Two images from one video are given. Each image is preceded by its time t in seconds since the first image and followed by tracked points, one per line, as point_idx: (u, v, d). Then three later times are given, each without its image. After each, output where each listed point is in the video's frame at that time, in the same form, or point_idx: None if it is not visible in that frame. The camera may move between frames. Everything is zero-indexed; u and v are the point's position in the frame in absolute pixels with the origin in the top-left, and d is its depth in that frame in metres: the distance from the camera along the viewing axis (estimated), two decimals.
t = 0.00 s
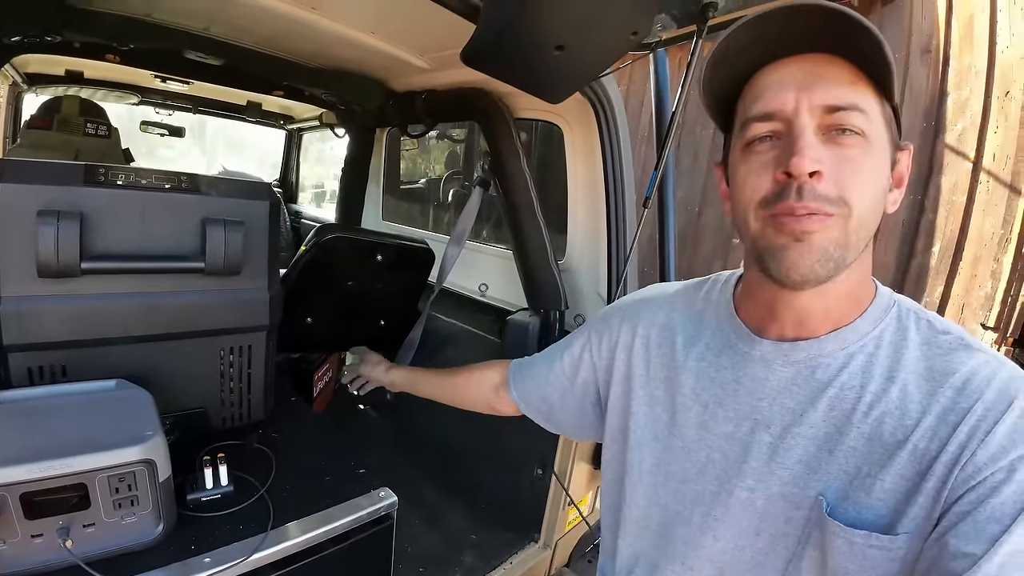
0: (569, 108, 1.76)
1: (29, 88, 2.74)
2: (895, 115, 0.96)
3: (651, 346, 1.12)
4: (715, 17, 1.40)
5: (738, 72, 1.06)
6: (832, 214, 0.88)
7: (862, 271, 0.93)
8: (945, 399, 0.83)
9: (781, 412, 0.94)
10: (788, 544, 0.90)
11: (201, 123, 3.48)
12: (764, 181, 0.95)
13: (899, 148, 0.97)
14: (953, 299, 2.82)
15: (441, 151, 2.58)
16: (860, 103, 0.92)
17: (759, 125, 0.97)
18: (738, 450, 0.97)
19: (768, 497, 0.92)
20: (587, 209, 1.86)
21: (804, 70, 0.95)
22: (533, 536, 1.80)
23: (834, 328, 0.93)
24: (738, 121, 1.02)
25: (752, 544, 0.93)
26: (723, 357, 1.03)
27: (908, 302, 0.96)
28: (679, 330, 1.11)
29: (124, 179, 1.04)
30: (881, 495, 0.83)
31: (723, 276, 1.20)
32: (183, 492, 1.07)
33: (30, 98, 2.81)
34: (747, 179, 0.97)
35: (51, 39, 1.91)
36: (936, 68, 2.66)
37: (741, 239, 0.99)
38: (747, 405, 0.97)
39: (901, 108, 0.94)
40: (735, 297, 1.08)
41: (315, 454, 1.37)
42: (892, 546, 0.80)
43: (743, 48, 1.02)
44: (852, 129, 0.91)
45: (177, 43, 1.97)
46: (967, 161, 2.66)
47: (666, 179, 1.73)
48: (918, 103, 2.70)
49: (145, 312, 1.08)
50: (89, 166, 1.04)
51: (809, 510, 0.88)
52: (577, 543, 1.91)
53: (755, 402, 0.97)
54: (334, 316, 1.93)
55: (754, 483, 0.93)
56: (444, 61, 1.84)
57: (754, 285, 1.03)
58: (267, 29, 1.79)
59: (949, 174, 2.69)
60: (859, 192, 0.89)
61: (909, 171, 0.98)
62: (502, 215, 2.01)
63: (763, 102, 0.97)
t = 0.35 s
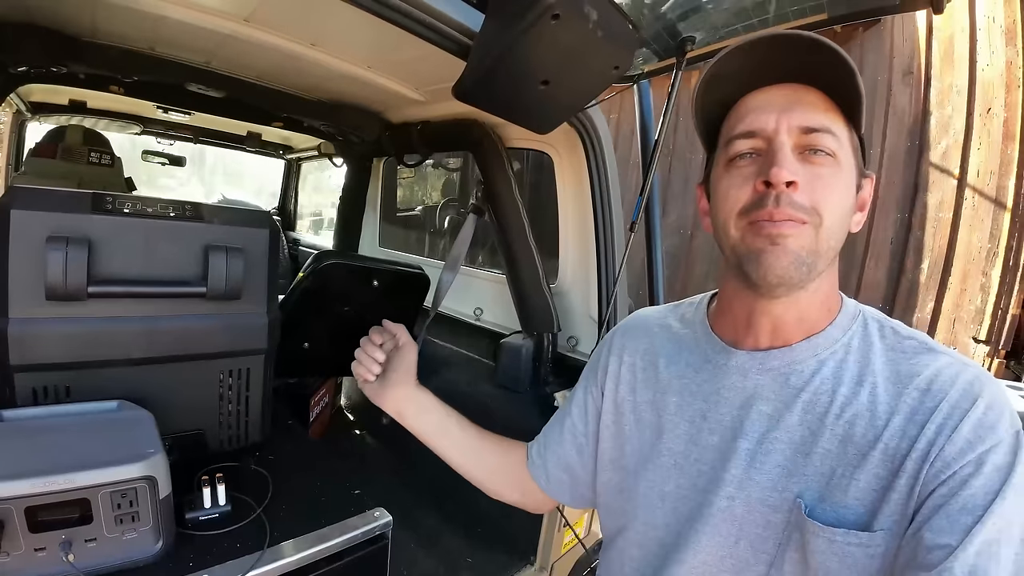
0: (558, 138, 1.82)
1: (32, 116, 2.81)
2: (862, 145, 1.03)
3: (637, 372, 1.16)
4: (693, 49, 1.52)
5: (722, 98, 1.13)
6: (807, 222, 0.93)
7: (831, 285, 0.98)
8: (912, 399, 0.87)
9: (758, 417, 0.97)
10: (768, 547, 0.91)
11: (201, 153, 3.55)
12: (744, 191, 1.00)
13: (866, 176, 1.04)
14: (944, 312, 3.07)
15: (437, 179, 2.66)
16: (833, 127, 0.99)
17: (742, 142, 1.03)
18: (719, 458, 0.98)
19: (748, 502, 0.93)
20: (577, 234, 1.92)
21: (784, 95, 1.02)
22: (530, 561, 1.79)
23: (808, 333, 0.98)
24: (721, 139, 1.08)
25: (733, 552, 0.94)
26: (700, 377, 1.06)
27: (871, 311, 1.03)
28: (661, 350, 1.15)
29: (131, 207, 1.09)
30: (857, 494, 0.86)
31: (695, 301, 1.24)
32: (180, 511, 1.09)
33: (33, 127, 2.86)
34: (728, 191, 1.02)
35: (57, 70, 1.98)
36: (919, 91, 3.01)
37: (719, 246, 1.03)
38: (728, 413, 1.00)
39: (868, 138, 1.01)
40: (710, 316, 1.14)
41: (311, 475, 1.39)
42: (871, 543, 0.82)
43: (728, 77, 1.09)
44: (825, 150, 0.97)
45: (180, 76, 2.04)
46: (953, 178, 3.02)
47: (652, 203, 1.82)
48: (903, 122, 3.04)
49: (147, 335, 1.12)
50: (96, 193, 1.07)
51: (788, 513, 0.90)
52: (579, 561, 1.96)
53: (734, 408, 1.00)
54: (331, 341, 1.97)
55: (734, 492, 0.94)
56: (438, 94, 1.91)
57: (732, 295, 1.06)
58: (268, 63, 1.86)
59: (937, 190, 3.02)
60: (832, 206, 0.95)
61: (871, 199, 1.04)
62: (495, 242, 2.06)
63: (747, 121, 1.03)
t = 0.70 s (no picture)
0: (546, 167, 1.92)
1: (40, 145, 2.87)
2: (832, 173, 1.11)
3: (625, 366, 1.20)
4: (666, 83, 1.62)
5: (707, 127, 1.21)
6: (784, 238, 1.00)
7: (804, 298, 1.05)
8: (873, 403, 0.93)
9: (735, 420, 1.01)
10: (749, 540, 0.95)
11: (204, 181, 3.66)
12: (726, 210, 1.06)
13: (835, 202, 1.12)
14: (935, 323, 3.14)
15: (434, 205, 2.77)
16: (806, 154, 1.07)
17: (725, 166, 1.10)
18: (699, 457, 1.03)
19: (728, 497, 0.97)
20: (566, 255, 2.01)
21: (763, 125, 1.11)
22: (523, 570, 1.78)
23: (783, 343, 1.04)
24: (705, 163, 1.15)
25: (717, 543, 0.97)
26: (684, 376, 1.11)
27: (840, 326, 1.09)
28: (647, 353, 1.20)
29: (145, 236, 1.16)
30: (825, 489, 0.90)
31: (686, 311, 1.30)
32: (188, 521, 1.16)
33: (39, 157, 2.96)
34: (712, 211, 1.08)
35: (69, 104, 2.08)
36: (900, 109, 3.16)
37: (704, 261, 1.09)
38: (706, 416, 1.04)
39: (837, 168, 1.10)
40: (697, 325, 1.19)
41: (310, 489, 1.45)
42: (837, 534, 0.86)
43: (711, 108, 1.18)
44: (799, 175, 1.05)
45: (188, 110, 2.14)
46: (936, 191, 3.12)
47: (635, 223, 1.93)
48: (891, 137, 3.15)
49: (157, 355, 1.19)
50: (113, 225, 1.15)
51: (765, 508, 0.94)
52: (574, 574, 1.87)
53: (713, 412, 1.04)
54: (330, 362, 2.04)
55: (716, 485, 0.98)
56: (433, 126, 2.02)
57: (715, 308, 1.12)
58: (272, 98, 1.97)
59: (921, 206, 3.10)
60: (805, 223, 1.02)
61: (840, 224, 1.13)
62: (489, 265, 2.15)
63: (730, 148, 1.11)
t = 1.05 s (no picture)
0: (541, 176, 1.95)
1: (42, 160, 2.89)
2: (839, 181, 1.09)
3: (632, 360, 1.21)
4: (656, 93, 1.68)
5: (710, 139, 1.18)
6: (791, 257, 0.99)
7: (812, 309, 1.04)
8: (876, 413, 0.92)
9: (734, 421, 1.02)
10: (742, 536, 0.97)
11: (205, 195, 3.71)
12: (732, 229, 1.05)
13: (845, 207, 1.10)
14: (930, 323, 3.14)
15: (432, 215, 2.81)
16: (812, 168, 1.04)
17: (729, 182, 1.08)
18: (698, 449, 1.04)
19: (726, 493, 0.99)
20: (562, 263, 2.05)
21: (767, 139, 1.08)
22: None
23: (786, 352, 1.03)
24: (709, 177, 1.13)
25: (712, 534, 1.00)
26: (688, 373, 1.11)
27: (847, 335, 1.07)
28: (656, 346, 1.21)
29: (150, 252, 1.20)
30: (822, 493, 0.91)
31: (696, 311, 1.31)
32: (194, 529, 1.19)
33: (42, 171, 2.93)
34: (717, 228, 1.07)
35: (71, 121, 2.11)
36: (893, 111, 3.20)
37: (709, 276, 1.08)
38: (707, 411, 1.05)
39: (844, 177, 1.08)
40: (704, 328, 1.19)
41: (312, 497, 1.48)
42: (834, 540, 0.88)
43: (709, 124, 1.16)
44: (806, 190, 1.03)
45: (189, 125, 2.18)
46: (930, 192, 3.14)
47: (628, 230, 1.96)
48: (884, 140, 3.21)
49: (162, 367, 1.23)
50: (118, 241, 1.19)
51: (760, 505, 0.96)
52: None
53: (713, 412, 1.05)
54: (331, 372, 2.07)
55: (714, 479, 1.01)
56: (429, 138, 2.06)
57: (718, 315, 1.12)
58: (271, 113, 2.01)
59: (915, 207, 3.16)
60: (812, 239, 1.00)
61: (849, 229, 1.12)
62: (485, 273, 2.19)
63: (734, 164, 1.08)
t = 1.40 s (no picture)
0: (554, 164, 1.93)
1: (56, 151, 2.94)
2: (863, 169, 1.05)
3: (647, 356, 1.20)
4: (673, 78, 1.65)
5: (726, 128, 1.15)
6: (806, 255, 0.97)
7: (831, 305, 1.01)
8: (898, 411, 0.91)
9: (751, 419, 1.01)
10: (760, 537, 0.97)
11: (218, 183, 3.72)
12: (746, 225, 1.03)
13: (868, 196, 1.07)
14: (946, 315, 3.04)
15: (445, 203, 2.80)
16: (831, 160, 1.01)
17: (743, 176, 1.06)
18: (715, 448, 1.04)
19: (743, 493, 0.99)
20: (575, 252, 2.03)
21: (782, 131, 1.05)
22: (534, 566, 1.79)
23: (807, 350, 1.01)
24: (723, 170, 1.11)
25: (730, 535, 1.00)
26: (705, 372, 1.10)
27: (869, 329, 1.06)
28: (671, 343, 1.20)
29: (165, 243, 1.21)
30: (841, 493, 0.91)
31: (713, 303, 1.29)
32: (211, 517, 1.20)
33: (55, 162, 2.98)
34: (730, 224, 1.06)
35: (84, 112, 2.12)
36: (914, 98, 3.15)
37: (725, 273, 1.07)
38: (724, 410, 1.04)
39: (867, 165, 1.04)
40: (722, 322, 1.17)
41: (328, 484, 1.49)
42: (852, 540, 0.87)
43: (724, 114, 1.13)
44: (825, 183, 1.00)
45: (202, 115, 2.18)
46: (949, 181, 3.04)
47: (643, 218, 1.94)
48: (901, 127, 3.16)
49: (179, 357, 1.24)
50: (133, 232, 1.19)
51: (779, 505, 0.96)
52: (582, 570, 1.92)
53: (730, 410, 1.04)
54: (345, 361, 2.08)
55: (730, 479, 1.01)
56: (441, 125, 2.04)
57: (736, 311, 1.10)
58: (283, 101, 2.00)
59: (934, 195, 3.08)
60: (830, 236, 0.98)
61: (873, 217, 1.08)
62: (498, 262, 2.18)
63: (749, 156, 1.06)
